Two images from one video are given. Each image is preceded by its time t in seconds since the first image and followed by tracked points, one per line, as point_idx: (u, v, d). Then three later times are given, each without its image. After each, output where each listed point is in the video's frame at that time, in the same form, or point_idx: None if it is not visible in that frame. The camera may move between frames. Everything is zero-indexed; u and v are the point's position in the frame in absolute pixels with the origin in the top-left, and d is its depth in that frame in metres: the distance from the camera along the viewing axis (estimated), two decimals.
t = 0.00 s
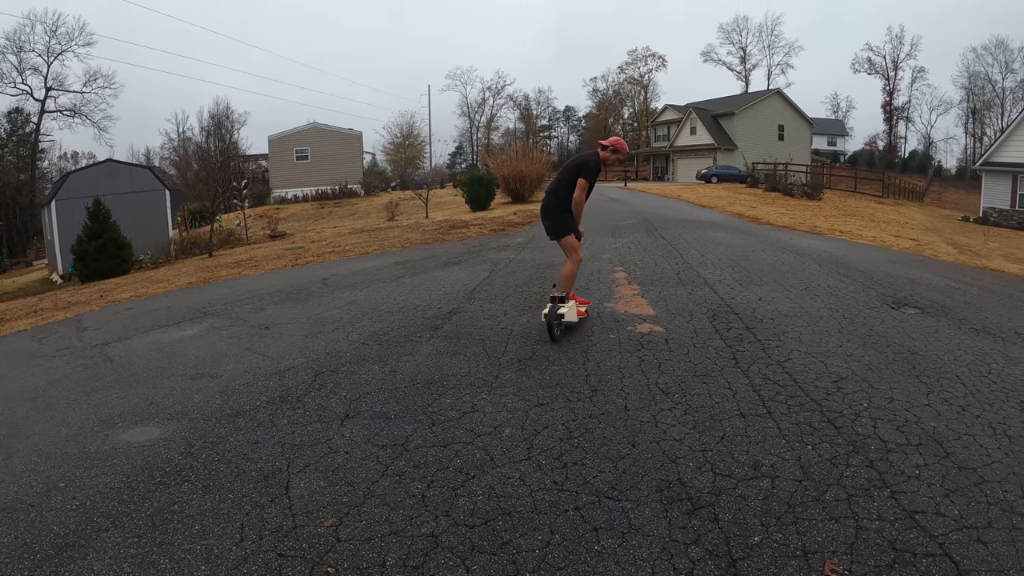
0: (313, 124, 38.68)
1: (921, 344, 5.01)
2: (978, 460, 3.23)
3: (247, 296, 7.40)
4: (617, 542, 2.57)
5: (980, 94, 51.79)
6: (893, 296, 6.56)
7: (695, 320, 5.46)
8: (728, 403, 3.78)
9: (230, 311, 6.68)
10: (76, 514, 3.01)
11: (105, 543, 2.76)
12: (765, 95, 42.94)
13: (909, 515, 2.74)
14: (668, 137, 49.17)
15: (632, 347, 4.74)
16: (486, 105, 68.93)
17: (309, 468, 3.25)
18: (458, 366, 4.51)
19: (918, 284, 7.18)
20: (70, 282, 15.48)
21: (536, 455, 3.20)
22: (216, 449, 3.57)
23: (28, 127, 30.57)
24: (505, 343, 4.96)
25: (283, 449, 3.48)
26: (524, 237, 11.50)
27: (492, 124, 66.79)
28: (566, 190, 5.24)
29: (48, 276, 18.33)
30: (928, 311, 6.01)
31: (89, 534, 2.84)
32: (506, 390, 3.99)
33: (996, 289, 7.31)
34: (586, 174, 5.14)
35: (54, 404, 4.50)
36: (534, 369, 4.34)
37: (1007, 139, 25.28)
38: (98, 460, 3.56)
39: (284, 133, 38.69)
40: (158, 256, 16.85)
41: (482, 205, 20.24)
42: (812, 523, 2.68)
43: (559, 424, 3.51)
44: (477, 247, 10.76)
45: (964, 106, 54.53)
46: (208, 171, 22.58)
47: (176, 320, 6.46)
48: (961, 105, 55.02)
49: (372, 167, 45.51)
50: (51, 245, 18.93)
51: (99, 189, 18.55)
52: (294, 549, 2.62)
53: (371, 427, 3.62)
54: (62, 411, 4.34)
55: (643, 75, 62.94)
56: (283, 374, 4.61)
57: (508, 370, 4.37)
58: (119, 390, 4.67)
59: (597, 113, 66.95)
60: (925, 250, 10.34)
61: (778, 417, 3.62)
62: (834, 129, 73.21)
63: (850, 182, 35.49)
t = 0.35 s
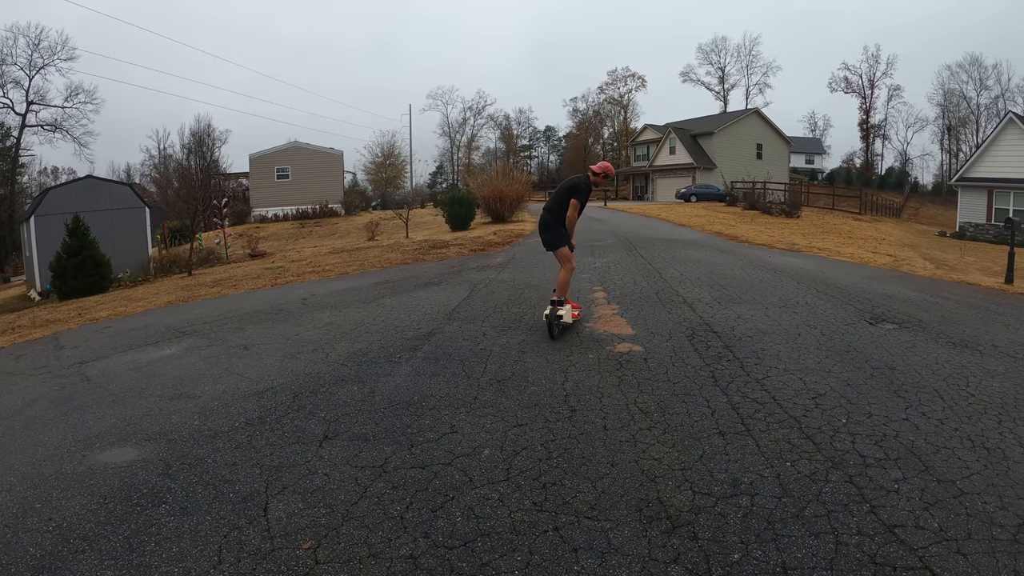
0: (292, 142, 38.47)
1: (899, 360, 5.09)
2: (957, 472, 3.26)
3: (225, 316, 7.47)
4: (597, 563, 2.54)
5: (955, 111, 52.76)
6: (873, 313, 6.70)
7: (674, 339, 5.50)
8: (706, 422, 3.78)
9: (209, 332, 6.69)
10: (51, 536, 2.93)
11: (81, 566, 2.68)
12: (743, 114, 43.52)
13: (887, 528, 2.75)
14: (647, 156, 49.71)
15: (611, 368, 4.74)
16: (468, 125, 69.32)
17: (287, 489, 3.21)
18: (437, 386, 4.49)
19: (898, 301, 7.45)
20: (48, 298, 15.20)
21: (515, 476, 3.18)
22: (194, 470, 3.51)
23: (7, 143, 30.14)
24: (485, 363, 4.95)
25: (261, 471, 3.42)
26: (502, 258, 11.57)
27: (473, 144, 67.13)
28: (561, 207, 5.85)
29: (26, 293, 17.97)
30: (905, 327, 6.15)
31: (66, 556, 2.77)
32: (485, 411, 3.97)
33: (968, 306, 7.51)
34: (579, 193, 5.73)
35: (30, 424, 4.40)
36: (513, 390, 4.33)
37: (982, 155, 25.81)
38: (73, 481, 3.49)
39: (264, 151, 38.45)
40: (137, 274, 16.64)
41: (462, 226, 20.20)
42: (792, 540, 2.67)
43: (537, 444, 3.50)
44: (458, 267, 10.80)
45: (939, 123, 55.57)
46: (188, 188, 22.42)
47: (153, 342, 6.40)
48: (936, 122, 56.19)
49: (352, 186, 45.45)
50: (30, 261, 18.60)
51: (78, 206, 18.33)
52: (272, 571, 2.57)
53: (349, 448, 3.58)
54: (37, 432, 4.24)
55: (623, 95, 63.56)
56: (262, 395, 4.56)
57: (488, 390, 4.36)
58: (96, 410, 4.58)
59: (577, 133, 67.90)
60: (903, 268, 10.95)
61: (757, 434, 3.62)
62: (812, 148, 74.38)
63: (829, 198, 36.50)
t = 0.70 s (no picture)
0: (277, 160, 38.48)
1: (881, 376, 5.13)
2: (939, 486, 3.29)
3: (209, 334, 7.48)
4: None
5: (935, 128, 53.60)
6: (856, 330, 6.80)
7: (658, 359, 5.52)
8: (689, 441, 3.78)
9: (193, 351, 6.67)
10: (32, 557, 2.86)
11: None
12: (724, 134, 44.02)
13: (870, 543, 2.75)
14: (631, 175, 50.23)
15: (594, 388, 4.74)
16: (452, 144, 69.65)
17: (271, 510, 3.16)
18: (421, 406, 4.46)
19: (879, 317, 7.62)
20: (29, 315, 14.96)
21: (499, 496, 3.16)
22: (177, 490, 3.45)
23: None
24: (469, 384, 4.94)
25: (244, 491, 3.38)
26: (486, 278, 11.62)
27: (458, 163, 67.30)
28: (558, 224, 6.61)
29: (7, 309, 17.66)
30: (886, 343, 6.26)
31: None
32: (468, 432, 3.96)
33: (948, 321, 7.65)
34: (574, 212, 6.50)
35: (9, 443, 4.31)
36: (496, 411, 4.32)
37: (963, 170, 26.28)
38: (54, 500, 3.42)
39: (248, 169, 38.40)
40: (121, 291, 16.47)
41: (446, 245, 20.20)
42: (776, 557, 2.67)
43: (521, 465, 3.48)
44: (443, 286, 10.83)
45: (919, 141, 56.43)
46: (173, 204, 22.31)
47: (136, 362, 6.33)
48: (916, 140, 57.12)
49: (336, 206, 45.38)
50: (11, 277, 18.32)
51: (62, 222, 18.18)
52: None
53: (334, 469, 3.54)
54: (16, 451, 4.15)
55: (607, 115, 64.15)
56: (246, 415, 4.52)
57: (472, 411, 4.35)
58: (78, 430, 4.50)
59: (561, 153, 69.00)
60: (885, 284, 11.22)
61: (740, 453, 3.63)
62: (794, 166, 75.34)
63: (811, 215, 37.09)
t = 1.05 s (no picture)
0: (269, 171, 38.59)
1: (869, 391, 5.16)
2: (927, 499, 3.30)
3: (198, 345, 7.45)
4: None
5: (923, 144, 54.30)
6: (844, 345, 6.86)
7: (647, 374, 5.53)
8: (678, 456, 3.78)
9: (182, 362, 6.64)
10: (18, 566, 2.81)
11: None
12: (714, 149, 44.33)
13: (858, 557, 2.75)
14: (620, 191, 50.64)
15: (583, 403, 4.74)
16: (443, 159, 69.98)
17: (260, 523, 3.12)
18: (410, 421, 4.44)
19: (867, 332, 7.69)
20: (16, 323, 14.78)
21: (488, 511, 3.15)
22: (165, 502, 3.41)
23: None
24: (459, 398, 4.94)
25: (232, 504, 3.34)
26: (476, 292, 11.64)
27: (449, 177, 67.54)
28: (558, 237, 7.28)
29: None
30: (874, 358, 6.31)
31: None
32: (457, 447, 3.94)
33: (935, 335, 7.73)
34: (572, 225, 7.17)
35: None
36: (485, 426, 4.31)
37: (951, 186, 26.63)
38: (40, 510, 3.37)
39: (240, 180, 38.44)
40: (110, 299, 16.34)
41: (436, 259, 20.22)
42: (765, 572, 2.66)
43: (509, 480, 3.47)
44: (433, 299, 10.85)
45: (907, 157, 57.07)
46: (163, 213, 22.23)
47: (124, 372, 6.28)
48: (904, 156, 57.78)
49: (326, 218, 45.39)
50: None
51: (51, 229, 18.07)
52: None
53: (323, 482, 3.52)
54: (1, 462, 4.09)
55: (598, 131, 64.70)
56: (235, 427, 4.49)
57: (461, 425, 4.33)
58: (65, 440, 4.45)
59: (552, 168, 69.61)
60: (873, 298, 11.35)
61: (728, 468, 3.63)
62: (783, 182, 75.99)
63: (799, 230, 37.49)
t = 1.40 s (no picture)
0: (262, 179, 38.60)
1: (860, 402, 5.17)
2: (918, 510, 3.30)
3: (190, 353, 7.42)
4: None
5: (915, 155, 54.73)
6: (835, 356, 6.89)
7: (639, 385, 5.52)
8: (670, 467, 3.77)
9: (173, 369, 6.61)
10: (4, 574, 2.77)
11: None
12: (706, 160, 44.58)
13: (850, 567, 2.74)
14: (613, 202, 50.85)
15: (575, 414, 4.73)
16: (437, 168, 70.10)
17: (250, 532, 3.09)
18: (401, 431, 4.42)
19: (858, 343, 7.73)
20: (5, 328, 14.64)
21: (479, 521, 3.13)
22: (155, 510, 3.38)
23: None
24: (450, 408, 4.93)
25: (222, 513, 3.31)
26: (468, 302, 11.64)
27: (442, 187, 67.70)
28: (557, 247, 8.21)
29: None
30: (865, 368, 6.35)
31: None
32: (449, 457, 3.93)
33: (926, 346, 7.78)
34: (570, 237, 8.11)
35: None
36: (477, 436, 4.30)
37: (942, 198, 26.85)
38: (29, 517, 3.33)
39: (233, 187, 38.44)
40: (101, 306, 16.23)
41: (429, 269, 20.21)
42: None
43: (501, 490, 3.46)
44: (425, 309, 10.85)
45: (899, 168, 57.51)
46: (156, 220, 22.17)
47: (115, 379, 6.25)
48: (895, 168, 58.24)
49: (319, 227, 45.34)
50: None
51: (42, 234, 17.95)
52: None
53: (314, 492, 3.49)
54: None
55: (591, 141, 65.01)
56: (226, 436, 4.46)
57: (452, 435, 4.32)
58: (54, 447, 4.41)
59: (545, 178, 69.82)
60: (864, 309, 11.42)
61: (720, 479, 3.62)
62: (775, 194, 76.51)
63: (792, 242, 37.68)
